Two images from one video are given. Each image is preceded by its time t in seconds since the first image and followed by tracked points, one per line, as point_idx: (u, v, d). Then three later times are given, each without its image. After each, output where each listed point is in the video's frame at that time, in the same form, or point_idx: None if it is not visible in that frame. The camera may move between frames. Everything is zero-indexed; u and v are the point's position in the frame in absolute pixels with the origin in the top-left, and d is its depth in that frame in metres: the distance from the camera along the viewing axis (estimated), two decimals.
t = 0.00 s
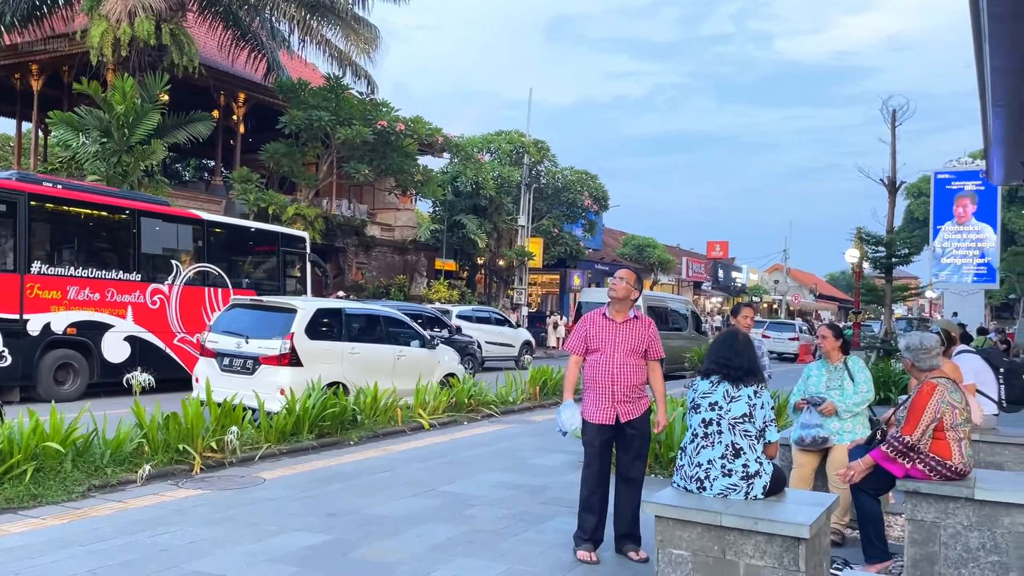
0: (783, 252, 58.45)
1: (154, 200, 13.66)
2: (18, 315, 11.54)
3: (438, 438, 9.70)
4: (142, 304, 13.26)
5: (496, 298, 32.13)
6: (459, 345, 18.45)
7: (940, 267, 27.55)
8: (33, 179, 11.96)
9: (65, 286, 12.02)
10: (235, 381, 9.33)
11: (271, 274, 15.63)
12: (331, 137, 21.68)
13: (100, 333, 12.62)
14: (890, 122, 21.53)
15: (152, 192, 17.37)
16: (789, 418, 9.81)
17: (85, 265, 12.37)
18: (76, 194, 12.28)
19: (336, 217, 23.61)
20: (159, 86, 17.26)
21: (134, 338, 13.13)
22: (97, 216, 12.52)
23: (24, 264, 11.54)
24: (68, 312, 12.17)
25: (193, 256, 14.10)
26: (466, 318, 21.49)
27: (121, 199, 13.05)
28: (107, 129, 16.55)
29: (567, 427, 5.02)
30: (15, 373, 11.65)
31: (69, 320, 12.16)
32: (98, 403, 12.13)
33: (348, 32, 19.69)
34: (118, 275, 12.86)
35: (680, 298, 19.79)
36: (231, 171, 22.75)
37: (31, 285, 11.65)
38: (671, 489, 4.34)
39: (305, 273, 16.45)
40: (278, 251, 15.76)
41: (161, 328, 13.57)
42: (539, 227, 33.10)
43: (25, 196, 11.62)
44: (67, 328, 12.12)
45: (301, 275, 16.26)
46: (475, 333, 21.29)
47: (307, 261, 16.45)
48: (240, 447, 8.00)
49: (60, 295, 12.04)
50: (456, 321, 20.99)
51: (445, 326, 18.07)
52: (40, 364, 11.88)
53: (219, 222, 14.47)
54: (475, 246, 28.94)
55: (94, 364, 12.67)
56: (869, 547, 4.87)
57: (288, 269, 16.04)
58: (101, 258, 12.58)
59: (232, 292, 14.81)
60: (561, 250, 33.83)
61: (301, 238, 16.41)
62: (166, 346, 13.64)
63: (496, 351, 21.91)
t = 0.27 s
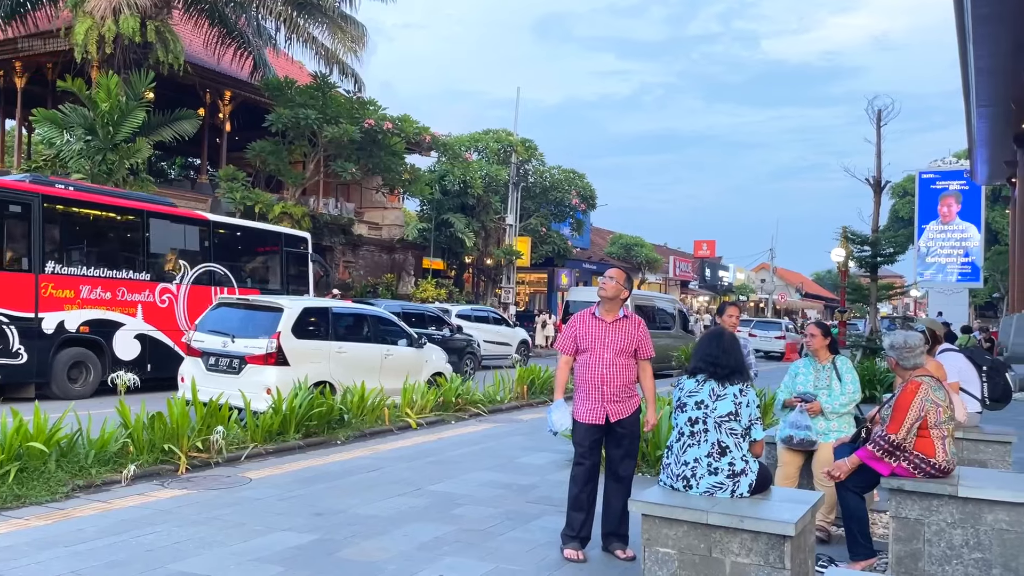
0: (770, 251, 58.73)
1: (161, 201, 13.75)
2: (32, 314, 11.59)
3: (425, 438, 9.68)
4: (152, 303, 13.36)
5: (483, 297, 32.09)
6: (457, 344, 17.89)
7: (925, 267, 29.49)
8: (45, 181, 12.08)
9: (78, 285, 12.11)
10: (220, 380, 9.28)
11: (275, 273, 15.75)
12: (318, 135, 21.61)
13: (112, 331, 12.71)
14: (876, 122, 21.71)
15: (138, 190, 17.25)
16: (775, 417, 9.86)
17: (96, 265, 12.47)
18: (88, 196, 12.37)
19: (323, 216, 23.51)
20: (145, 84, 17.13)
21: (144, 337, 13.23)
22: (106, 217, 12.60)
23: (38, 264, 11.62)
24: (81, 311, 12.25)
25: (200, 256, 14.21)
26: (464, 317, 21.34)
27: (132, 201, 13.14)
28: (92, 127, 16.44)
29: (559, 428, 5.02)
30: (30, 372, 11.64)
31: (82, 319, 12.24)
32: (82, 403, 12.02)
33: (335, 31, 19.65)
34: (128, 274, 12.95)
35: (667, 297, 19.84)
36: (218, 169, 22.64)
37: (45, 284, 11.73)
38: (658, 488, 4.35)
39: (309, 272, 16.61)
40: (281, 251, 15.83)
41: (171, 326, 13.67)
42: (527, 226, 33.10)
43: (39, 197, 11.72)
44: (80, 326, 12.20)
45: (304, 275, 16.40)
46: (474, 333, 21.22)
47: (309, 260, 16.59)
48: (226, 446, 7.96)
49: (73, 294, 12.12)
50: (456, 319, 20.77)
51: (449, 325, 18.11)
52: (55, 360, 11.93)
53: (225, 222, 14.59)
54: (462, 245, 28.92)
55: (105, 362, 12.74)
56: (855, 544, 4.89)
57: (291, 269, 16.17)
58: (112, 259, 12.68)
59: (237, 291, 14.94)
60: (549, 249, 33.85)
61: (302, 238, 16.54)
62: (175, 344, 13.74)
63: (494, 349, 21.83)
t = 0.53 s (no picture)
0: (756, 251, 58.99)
1: (167, 202, 13.90)
2: (44, 314, 11.74)
3: (413, 437, 9.66)
4: (159, 303, 13.56)
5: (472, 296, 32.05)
6: (455, 344, 17.77)
7: (910, 265, 29.70)
8: (55, 184, 12.24)
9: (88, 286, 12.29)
10: (207, 380, 9.23)
11: (278, 273, 15.91)
12: (305, 133, 21.52)
13: (120, 331, 12.89)
14: (861, 122, 21.86)
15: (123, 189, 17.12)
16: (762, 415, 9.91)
17: (105, 266, 12.65)
18: (97, 198, 12.54)
19: (310, 214, 23.40)
20: (130, 81, 17.00)
21: (151, 336, 13.42)
22: (115, 218, 12.77)
23: (49, 265, 11.78)
24: (91, 310, 12.44)
25: (206, 257, 14.39)
26: (463, 317, 21.39)
27: (138, 202, 13.31)
28: (77, 125, 16.31)
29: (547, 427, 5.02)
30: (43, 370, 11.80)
31: (91, 319, 12.41)
32: (67, 403, 11.92)
33: (322, 29, 19.59)
34: (136, 275, 13.14)
35: (655, 296, 19.90)
36: (204, 167, 22.53)
37: (57, 285, 11.89)
38: (644, 486, 4.35)
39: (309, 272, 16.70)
40: (283, 251, 15.97)
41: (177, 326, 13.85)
42: (515, 225, 33.10)
43: (50, 200, 11.89)
44: (90, 325, 12.39)
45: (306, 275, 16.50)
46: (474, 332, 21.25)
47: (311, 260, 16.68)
48: (212, 446, 7.91)
49: (83, 294, 12.30)
50: (456, 320, 20.74)
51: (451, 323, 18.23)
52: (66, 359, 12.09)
53: (228, 223, 14.75)
54: (450, 244, 28.89)
55: (113, 361, 12.91)
56: (840, 542, 4.92)
57: (294, 269, 16.32)
58: (121, 259, 12.86)
59: (241, 291, 15.13)
60: (537, 248, 33.87)
61: (304, 239, 16.67)
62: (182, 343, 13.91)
63: (492, 348, 21.81)
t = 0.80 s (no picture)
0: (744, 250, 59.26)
1: (170, 203, 14.14)
2: (54, 314, 12.03)
3: (401, 437, 9.64)
4: (164, 303, 13.86)
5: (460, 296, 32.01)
6: (453, 343, 17.87)
7: (896, 265, 29.89)
8: (63, 186, 12.54)
9: (96, 286, 12.59)
10: (193, 379, 9.18)
11: (278, 273, 16.23)
12: (293, 132, 21.46)
13: (127, 330, 13.17)
14: (848, 122, 22.00)
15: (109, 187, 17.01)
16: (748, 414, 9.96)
17: (111, 266, 12.95)
18: (104, 200, 12.85)
19: (297, 213, 23.31)
20: (116, 79, 16.87)
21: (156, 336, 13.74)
22: (122, 220, 13.06)
23: (58, 265, 12.08)
24: (99, 310, 12.74)
25: (210, 257, 14.68)
26: (461, 317, 21.41)
27: (142, 205, 13.57)
28: (62, 123, 16.19)
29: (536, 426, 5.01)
30: (52, 369, 12.04)
31: (99, 319, 12.71)
32: (52, 403, 11.83)
33: (310, 27, 19.55)
34: (141, 275, 13.45)
35: (643, 295, 19.94)
36: (191, 166, 22.42)
37: (66, 285, 12.19)
38: (632, 485, 4.36)
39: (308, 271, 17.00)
40: (285, 252, 16.33)
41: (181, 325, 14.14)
42: (504, 225, 33.09)
43: (59, 202, 12.18)
44: (98, 325, 12.67)
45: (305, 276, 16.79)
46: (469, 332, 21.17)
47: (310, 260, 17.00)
48: (198, 446, 7.87)
49: (91, 294, 12.60)
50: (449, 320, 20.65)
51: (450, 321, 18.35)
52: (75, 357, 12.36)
53: (230, 225, 15.03)
54: (439, 243, 28.87)
55: (119, 360, 13.19)
56: (826, 540, 4.95)
57: (293, 269, 16.64)
58: (127, 259, 13.17)
59: (242, 290, 15.43)
60: (526, 248, 33.89)
61: (304, 240, 16.95)
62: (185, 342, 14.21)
63: (492, 346, 21.78)
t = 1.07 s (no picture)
0: (732, 250, 59.50)
1: (172, 205, 14.42)
2: (60, 314, 12.34)
3: (389, 437, 9.63)
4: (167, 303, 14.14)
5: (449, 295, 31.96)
6: (453, 343, 17.91)
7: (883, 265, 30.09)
8: (68, 189, 12.79)
9: (101, 287, 12.90)
10: (180, 379, 9.14)
11: (278, 272, 16.50)
12: (281, 130, 21.37)
13: (131, 330, 13.47)
14: (834, 122, 22.13)
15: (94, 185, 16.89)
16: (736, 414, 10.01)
17: (115, 267, 13.22)
18: (109, 202, 13.10)
19: (285, 212, 23.22)
20: (102, 77, 16.76)
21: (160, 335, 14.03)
22: (126, 221, 13.32)
23: (64, 266, 12.36)
24: (103, 310, 13.05)
25: (211, 258, 14.92)
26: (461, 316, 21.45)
27: (146, 206, 13.82)
28: (47, 121, 16.05)
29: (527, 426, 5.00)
30: (59, 367, 12.39)
31: (103, 319, 13.02)
32: (36, 403, 11.74)
33: (298, 26, 19.50)
34: (144, 275, 13.70)
35: (632, 295, 19.99)
36: (178, 165, 22.31)
37: (71, 286, 12.50)
38: (620, 484, 4.37)
39: (306, 270, 17.25)
40: (284, 251, 16.57)
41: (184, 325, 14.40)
42: (493, 224, 33.07)
43: (65, 204, 12.43)
44: (103, 325, 12.99)
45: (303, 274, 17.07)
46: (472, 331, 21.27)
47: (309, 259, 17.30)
48: (186, 446, 7.83)
49: (96, 295, 12.91)
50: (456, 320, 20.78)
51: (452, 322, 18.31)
52: (81, 356, 12.70)
53: (231, 225, 15.29)
54: (428, 242, 28.83)
55: (123, 359, 13.53)
56: (813, 538, 4.98)
57: (293, 268, 16.90)
58: (131, 260, 13.45)
59: (243, 290, 15.69)
60: (515, 247, 33.89)
61: (303, 240, 17.19)
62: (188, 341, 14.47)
63: (488, 346, 21.83)
